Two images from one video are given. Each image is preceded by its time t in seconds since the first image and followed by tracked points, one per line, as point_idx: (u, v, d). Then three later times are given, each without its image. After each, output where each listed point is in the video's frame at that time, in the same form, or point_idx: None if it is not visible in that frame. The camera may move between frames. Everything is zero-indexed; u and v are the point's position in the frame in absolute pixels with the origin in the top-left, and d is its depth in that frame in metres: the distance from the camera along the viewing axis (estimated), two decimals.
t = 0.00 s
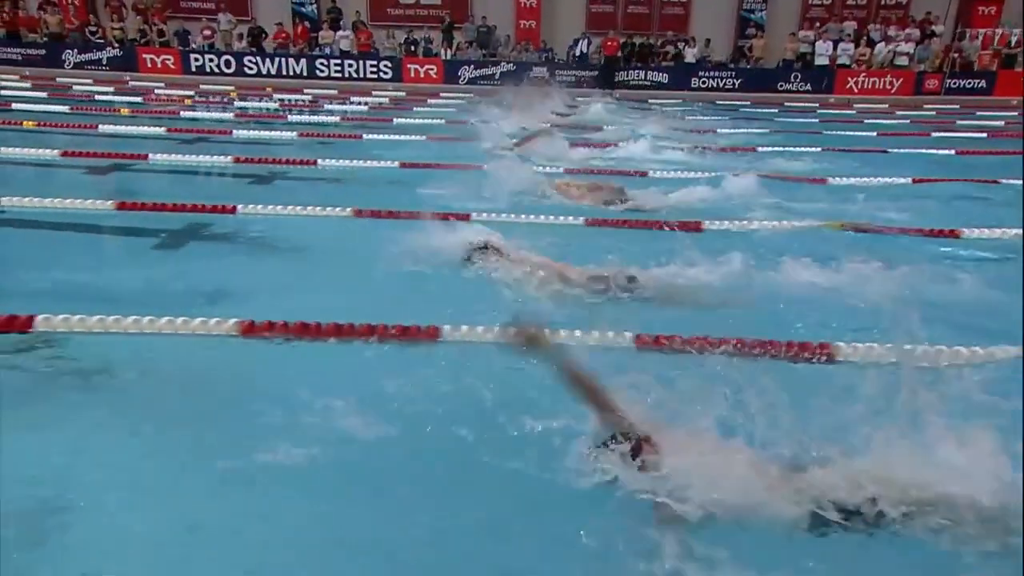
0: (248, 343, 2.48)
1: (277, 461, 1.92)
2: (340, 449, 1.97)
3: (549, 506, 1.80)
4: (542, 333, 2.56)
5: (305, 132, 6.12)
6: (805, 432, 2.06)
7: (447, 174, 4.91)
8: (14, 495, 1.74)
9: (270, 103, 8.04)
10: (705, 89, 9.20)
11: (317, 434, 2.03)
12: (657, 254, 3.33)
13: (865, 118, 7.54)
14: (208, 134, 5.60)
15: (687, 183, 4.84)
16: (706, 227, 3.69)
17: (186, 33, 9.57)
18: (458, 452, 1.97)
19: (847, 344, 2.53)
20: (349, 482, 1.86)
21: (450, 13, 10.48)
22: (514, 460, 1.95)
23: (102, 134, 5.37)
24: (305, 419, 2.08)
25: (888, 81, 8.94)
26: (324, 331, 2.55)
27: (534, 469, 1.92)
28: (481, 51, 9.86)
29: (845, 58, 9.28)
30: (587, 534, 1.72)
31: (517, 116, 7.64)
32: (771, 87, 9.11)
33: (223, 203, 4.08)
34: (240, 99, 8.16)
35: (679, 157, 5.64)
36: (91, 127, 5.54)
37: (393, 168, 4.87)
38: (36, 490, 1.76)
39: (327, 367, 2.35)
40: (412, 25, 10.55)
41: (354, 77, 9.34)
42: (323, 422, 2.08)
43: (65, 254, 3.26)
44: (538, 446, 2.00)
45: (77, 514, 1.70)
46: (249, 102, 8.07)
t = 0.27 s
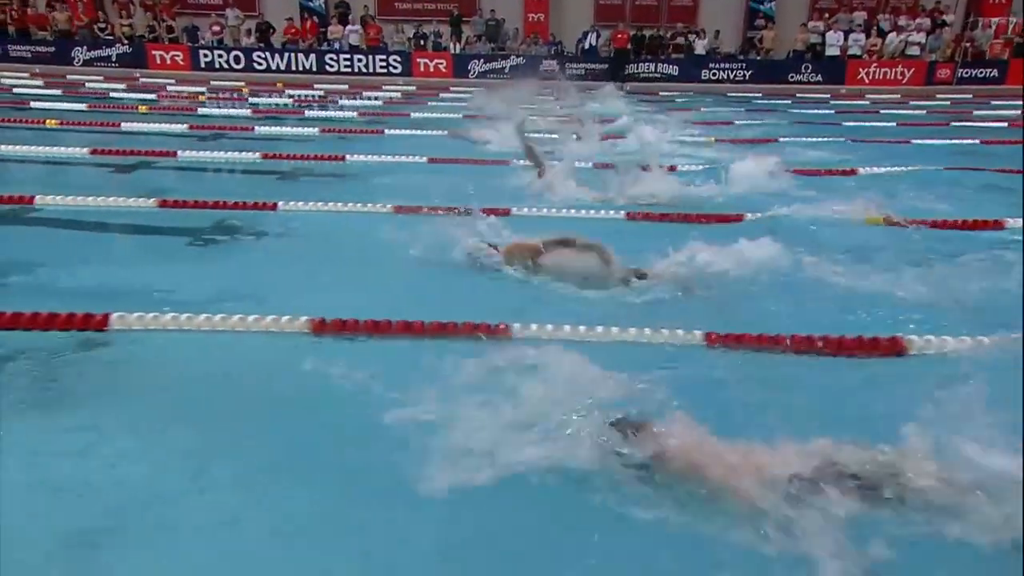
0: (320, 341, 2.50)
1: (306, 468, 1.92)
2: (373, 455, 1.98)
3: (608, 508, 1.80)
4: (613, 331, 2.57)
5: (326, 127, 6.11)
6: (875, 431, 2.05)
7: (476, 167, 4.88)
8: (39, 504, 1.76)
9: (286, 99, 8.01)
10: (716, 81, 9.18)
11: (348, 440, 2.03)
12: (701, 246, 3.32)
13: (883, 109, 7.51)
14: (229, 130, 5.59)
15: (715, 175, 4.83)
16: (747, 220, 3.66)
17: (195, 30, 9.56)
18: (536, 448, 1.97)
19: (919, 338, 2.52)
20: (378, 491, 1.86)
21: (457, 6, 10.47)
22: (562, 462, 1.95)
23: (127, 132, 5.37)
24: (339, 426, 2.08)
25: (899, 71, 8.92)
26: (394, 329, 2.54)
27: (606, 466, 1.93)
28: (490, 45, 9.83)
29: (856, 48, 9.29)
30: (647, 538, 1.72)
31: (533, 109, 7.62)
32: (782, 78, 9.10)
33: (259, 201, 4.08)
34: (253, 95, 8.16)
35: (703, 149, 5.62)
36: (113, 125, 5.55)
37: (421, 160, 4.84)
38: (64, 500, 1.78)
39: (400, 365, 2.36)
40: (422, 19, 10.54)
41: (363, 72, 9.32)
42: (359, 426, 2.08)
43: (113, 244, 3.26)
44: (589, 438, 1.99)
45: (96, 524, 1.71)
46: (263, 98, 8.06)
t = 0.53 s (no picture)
0: (380, 339, 2.51)
1: (309, 466, 1.93)
2: (385, 451, 1.98)
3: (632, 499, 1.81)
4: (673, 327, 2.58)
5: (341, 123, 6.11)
6: (913, 424, 2.05)
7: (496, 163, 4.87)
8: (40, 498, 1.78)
9: (295, 95, 8.01)
10: (720, 76, 9.19)
11: (357, 438, 2.03)
12: (737, 235, 3.31)
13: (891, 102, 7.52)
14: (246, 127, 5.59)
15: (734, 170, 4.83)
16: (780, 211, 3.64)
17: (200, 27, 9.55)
18: (591, 441, 1.98)
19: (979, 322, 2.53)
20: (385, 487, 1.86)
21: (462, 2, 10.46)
22: (579, 456, 1.95)
23: (142, 130, 5.36)
24: (353, 422, 2.09)
25: (905, 65, 8.92)
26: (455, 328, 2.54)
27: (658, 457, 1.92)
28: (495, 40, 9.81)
29: (862, 42, 9.29)
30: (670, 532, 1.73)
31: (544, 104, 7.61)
32: (787, 73, 9.08)
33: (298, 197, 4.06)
34: (261, 92, 8.17)
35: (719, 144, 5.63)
36: (130, 122, 5.56)
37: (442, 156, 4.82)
38: (66, 496, 1.80)
39: (457, 362, 2.37)
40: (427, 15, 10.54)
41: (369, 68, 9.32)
42: (371, 423, 2.08)
43: (150, 234, 3.27)
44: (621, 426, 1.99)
45: (93, 519, 1.72)
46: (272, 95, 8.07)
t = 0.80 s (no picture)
0: (453, 338, 2.48)
1: (326, 464, 1.90)
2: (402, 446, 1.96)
3: (665, 493, 1.79)
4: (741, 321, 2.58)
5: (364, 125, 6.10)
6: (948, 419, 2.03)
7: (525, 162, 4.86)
8: (48, 486, 1.77)
9: (310, 96, 8.00)
10: (731, 72, 9.17)
11: (378, 435, 2.00)
12: (786, 231, 3.30)
13: (907, 98, 7.51)
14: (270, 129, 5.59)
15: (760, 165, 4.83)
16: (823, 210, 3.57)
17: (210, 29, 9.55)
18: (635, 436, 1.96)
19: None
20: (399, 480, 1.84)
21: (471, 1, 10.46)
22: (607, 455, 1.93)
23: (164, 133, 5.36)
24: (376, 419, 2.07)
25: (916, 60, 8.91)
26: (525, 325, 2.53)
27: (705, 450, 1.90)
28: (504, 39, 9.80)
29: (873, 37, 9.28)
30: (698, 523, 1.70)
31: (560, 103, 7.61)
32: (798, 69, 9.05)
33: (339, 199, 4.05)
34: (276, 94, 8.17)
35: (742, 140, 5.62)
36: (154, 125, 5.56)
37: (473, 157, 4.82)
38: (71, 490, 1.78)
39: (530, 364, 2.35)
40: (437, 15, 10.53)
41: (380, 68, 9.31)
42: (400, 422, 2.06)
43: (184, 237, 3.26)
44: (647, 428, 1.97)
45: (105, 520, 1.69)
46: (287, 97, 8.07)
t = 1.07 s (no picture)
0: (518, 334, 2.54)
1: (334, 487, 1.93)
2: (412, 468, 1.98)
3: (665, 509, 1.81)
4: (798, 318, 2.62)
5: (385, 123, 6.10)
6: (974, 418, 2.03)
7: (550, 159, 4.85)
8: (61, 522, 1.82)
9: (324, 96, 8.01)
10: (743, 69, 9.17)
11: (397, 453, 2.03)
12: (820, 229, 3.31)
13: (923, 92, 7.50)
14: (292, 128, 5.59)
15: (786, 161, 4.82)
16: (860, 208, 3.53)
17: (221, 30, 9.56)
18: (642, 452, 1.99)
19: None
20: (399, 506, 1.86)
21: None
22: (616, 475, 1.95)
23: (186, 134, 5.37)
24: (396, 435, 2.10)
25: (929, 54, 8.93)
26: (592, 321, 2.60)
27: (711, 466, 1.93)
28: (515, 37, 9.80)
29: (885, 32, 9.30)
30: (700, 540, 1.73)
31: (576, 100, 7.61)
32: (810, 64, 9.07)
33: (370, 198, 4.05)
34: (290, 93, 8.17)
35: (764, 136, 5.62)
36: (175, 125, 5.57)
37: (497, 155, 4.82)
38: (87, 521, 1.82)
39: (595, 364, 2.40)
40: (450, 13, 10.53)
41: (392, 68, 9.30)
42: (417, 440, 2.09)
43: (214, 239, 3.28)
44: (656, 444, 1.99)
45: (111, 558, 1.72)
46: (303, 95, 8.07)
